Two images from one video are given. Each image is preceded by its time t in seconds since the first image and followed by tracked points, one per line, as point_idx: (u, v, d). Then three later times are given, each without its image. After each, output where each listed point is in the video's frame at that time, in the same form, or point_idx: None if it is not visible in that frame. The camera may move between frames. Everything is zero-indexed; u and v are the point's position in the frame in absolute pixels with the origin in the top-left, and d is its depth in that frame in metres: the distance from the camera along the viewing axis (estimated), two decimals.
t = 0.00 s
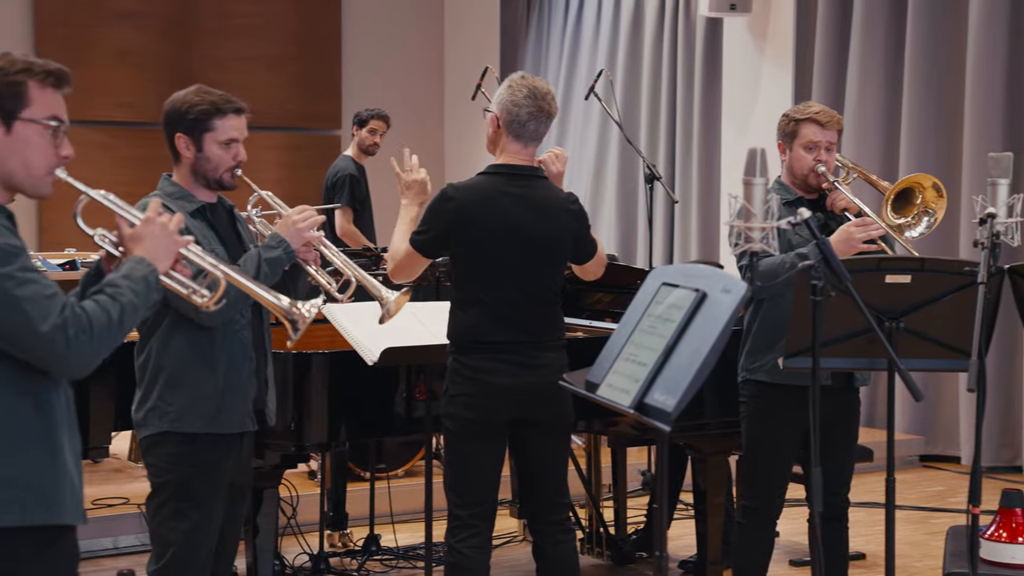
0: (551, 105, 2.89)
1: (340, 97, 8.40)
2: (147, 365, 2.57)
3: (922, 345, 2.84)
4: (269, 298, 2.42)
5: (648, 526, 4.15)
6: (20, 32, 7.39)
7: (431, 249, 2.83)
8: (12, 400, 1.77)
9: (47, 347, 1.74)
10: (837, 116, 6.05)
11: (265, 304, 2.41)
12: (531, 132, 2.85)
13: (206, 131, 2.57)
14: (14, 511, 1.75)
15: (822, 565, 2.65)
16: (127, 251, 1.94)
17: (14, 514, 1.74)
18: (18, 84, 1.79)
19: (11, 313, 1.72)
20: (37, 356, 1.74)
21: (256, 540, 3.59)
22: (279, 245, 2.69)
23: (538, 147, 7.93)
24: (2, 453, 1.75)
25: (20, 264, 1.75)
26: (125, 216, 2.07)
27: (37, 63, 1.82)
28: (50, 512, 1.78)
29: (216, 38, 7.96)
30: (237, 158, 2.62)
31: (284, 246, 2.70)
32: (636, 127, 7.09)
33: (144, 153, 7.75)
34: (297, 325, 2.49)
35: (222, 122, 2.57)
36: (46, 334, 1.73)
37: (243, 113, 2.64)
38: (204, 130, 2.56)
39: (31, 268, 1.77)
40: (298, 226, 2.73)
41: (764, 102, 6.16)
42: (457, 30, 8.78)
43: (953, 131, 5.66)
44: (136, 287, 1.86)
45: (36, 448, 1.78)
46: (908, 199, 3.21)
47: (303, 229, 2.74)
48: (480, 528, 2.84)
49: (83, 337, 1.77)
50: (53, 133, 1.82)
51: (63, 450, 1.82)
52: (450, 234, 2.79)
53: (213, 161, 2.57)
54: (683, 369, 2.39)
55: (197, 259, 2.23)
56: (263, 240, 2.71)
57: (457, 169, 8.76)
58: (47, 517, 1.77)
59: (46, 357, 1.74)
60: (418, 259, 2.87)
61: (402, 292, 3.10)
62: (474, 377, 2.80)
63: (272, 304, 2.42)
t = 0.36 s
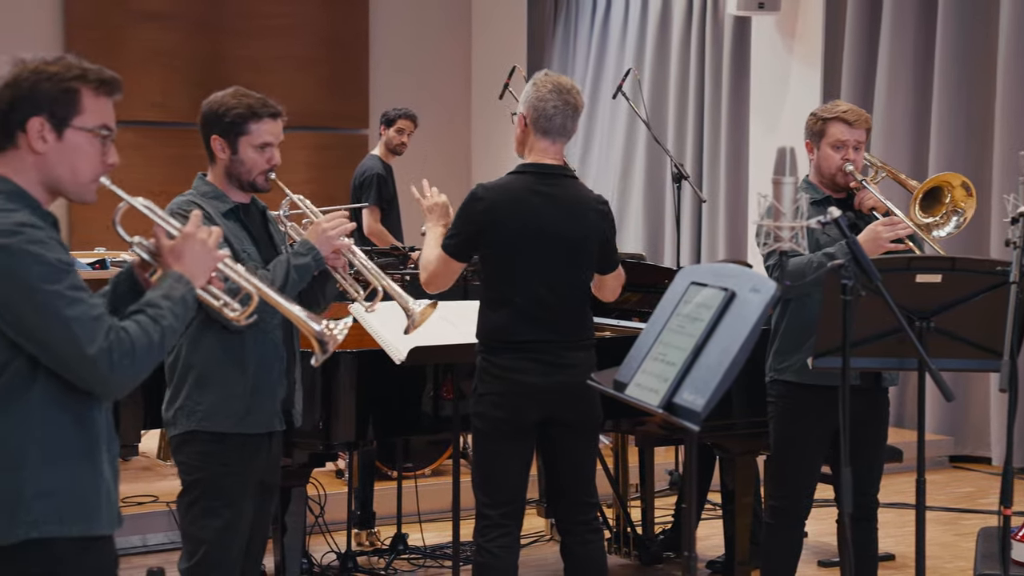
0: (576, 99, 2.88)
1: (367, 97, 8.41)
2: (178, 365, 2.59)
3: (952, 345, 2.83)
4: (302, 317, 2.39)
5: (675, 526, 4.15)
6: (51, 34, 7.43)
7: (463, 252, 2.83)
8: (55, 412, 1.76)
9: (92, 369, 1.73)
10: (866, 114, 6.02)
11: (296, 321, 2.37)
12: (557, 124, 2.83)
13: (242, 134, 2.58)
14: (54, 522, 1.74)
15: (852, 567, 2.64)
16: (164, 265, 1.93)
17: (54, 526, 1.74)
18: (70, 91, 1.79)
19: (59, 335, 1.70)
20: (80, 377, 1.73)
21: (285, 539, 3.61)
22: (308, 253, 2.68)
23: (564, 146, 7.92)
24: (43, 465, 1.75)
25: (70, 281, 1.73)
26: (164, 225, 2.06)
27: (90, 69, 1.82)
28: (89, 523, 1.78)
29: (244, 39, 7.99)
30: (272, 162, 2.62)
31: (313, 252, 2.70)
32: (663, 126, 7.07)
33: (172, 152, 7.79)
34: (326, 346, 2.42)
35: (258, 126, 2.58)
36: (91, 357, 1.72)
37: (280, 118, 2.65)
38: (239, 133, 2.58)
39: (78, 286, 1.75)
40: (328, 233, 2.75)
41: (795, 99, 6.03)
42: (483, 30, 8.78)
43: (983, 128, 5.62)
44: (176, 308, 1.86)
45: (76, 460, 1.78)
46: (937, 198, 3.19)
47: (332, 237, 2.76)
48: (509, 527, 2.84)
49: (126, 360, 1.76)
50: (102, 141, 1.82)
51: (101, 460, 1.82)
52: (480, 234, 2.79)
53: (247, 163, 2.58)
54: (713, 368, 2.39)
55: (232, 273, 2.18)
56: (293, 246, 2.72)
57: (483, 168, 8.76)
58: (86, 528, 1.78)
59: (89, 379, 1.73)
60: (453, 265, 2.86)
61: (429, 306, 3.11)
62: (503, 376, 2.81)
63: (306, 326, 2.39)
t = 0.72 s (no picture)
0: (572, 92, 3.01)
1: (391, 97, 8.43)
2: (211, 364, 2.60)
3: (980, 345, 2.84)
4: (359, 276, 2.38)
5: (701, 527, 4.14)
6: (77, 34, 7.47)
7: (497, 255, 2.84)
8: (135, 402, 1.77)
9: (192, 350, 1.76)
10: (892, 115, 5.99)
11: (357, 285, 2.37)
12: (566, 116, 2.95)
13: (268, 127, 2.59)
14: (136, 513, 1.75)
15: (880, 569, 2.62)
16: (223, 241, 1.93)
17: (137, 516, 1.75)
18: (112, 79, 1.79)
19: (152, 320, 1.73)
20: (179, 360, 1.76)
21: (310, 538, 3.61)
22: (346, 241, 2.72)
23: (588, 146, 7.92)
24: (126, 455, 1.75)
25: (154, 269, 1.75)
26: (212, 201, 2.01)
27: (124, 54, 1.82)
28: (168, 513, 1.79)
29: (268, 38, 8.02)
30: (298, 154, 2.63)
31: (351, 241, 2.73)
32: (687, 126, 7.06)
33: (198, 153, 7.82)
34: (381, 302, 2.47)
35: (283, 118, 2.59)
36: (191, 337, 1.75)
37: (301, 110, 2.67)
38: (266, 127, 2.58)
39: (159, 273, 1.77)
40: (363, 219, 2.76)
41: (818, 99, 6.06)
42: (507, 31, 8.78)
43: (1011, 128, 5.60)
44: (253, 277, 1.89)
45: (155, 450, 1.79)
46: (962, 196, 3.18)
47: (366, 224, 2.78)
48: (536, 528, 2.87)
49: (223, 335, 1.80)
50: (144, 125, 1.82)
51: (175, 450, 1.83)
52: (515, 235, 2.79)
53: (275, 157, 2.59)
54: (739, 369, 2.38)
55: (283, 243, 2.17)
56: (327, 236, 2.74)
57: (507, 168, 8.75)
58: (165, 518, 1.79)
59: (190, 360, 1.77)
60: (488, 267, 2.90)
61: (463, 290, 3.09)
62: (535, 377, 2.81)
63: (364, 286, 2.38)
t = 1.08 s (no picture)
0: (591, 95, 3.04)
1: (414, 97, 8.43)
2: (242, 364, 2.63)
3: (1007, 346, 2.83)
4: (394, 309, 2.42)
5: (725, 527, 4.14)
6: (103, 35, 7.50)
7: (527, 255, 2.89)
8: (199, 412, 1.77)
9: (258, 360, 1.75)
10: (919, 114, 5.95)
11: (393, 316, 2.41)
12: (583, 117, 2.97)
13: (298, 130, 2.60)
14: (205, 523, 1.75)
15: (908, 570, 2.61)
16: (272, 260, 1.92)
17: (205, 526, 1.75)
18: (175, 89, 1.79)
19: (219, 330, 1.72)
20: (245, 370, 1.75)
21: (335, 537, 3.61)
22: (368, 248, 2.73)
23: (611, 146, 7.90)
24: (192, 466, 1.75)
25: (218, 278, 1.75)
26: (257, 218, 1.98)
27: (185, 65, 1.82)
28: (237, 523, 1.79)
29: (292, 39, 8.04)
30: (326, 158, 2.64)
31: (373, 249, 2.74)
32: (712, 125, 7.04)
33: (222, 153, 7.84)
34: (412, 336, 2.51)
35: (313, 121, 2.60)
36: (254, 348, 1.75)
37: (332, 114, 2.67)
38: (296, 129, 2.59)
39: (223, 281, 1.76)
40: (386, 228, 2.77)
41: (844, 98, 6.03)
42: (530, 30, 8.77)
43: None
44: (305, 292, 1.88)
45: (221, 459, 1.78)
46: (982, 201, 3.16)
47: (389, 232, 2.78)
48: (564, 528, 2.95)
49: (285, 345, 1.79)
50: (205, 136, 1.82)
51: (238, 459, 1.83)
52: (546, 234, 2.85)
53: (303, 160, 2.60)
54: (765, 369, 2.37)
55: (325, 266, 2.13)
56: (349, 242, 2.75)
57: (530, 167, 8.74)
58: (233, 528, 1.79)
59: (255, 371, 1.76)
60: (518, 268, 2.93)
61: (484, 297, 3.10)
62: (565, 377, 2.88)
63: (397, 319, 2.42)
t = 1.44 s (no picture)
0: (615, 95, 3.04)
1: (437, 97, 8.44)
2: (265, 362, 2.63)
3: None
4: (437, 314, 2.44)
5: (750, 528, 4.13)
6: (128, 35, 7.52)
7: (556, 256, 2.88)
8: (235, 414, 1.77)
9: (294, 361, 1.75)
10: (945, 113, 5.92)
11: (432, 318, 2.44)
12: (609, 117, 2.97)
13: (310, 129, 2.60)
14: (242, 526, 1.76)
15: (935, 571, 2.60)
16: (308, 260, 1.94)
17: (242, 529, 1.76)
18: (211, 92, 1.80)
19: (254, 331, 1.72)
20: (282, 371, 1.75)
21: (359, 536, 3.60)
22: (384, 245, 2.73)
23: (635, 146, 7.89)
24: (229, 469, 1.75)
25: (253, 279, 1.75)
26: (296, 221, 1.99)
27: (222, 69, 1.83)
28: (275, 526, 1.79)
29: (317, 39, 8.05)
30: (340, 156, 2.64)
31: (390, 245, 2.74)
32: (736, 124, 7.03)
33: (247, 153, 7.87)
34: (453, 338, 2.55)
35: (325, 120, 2.60)
36: (289, 349, 1.74)
37: (346, 111, 2.67)
38: (308, 129, 2.60)
39: (258, 280, 1.76)
40: (403, 224, 2.77)
41: (869, 95, 6.01)
42: (554, 30, 8.76)
43: None
44: (342, 293, 1.89)
45: (258, 462, 1.78)
46: (1001, 204, 3.10)
47: (406, 227, 2.77)
48: (589, 529, 2.95)
49: (320, 346, 1.79)
50: (240, 140, 1.83)
51: (277, 460, 1.83)
52: (573, 234, 2.85)
53: (317, 160, 2.60)
54: (791, 371, 2.37)
55: (363, 266, 2.18)
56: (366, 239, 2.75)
57: (554, 167, 8.74)
58: (271, 531, 1.79)
59: (291, 373, 1.76)
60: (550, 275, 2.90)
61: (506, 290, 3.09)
62: (592, 378, 2.88)
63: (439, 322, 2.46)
